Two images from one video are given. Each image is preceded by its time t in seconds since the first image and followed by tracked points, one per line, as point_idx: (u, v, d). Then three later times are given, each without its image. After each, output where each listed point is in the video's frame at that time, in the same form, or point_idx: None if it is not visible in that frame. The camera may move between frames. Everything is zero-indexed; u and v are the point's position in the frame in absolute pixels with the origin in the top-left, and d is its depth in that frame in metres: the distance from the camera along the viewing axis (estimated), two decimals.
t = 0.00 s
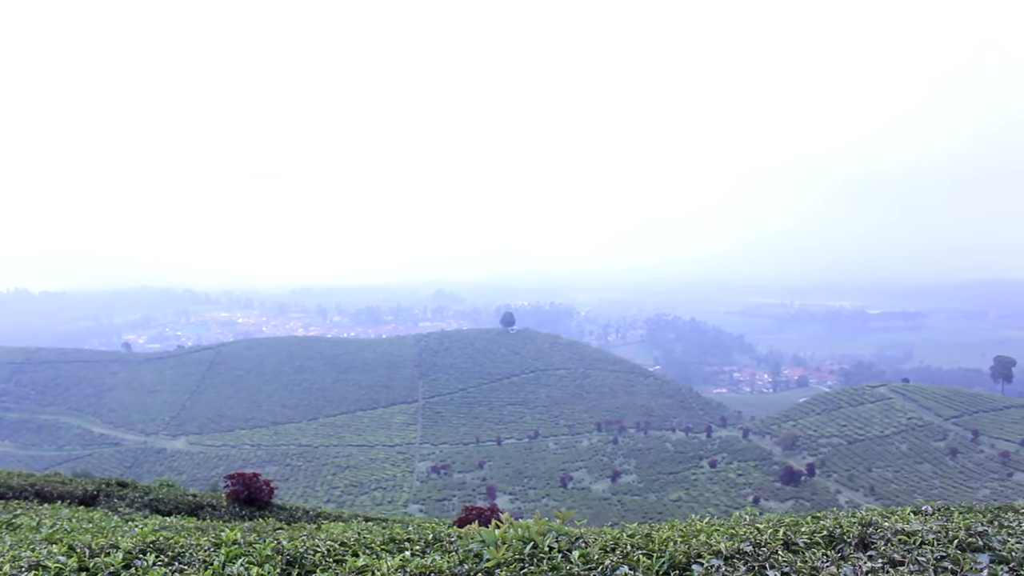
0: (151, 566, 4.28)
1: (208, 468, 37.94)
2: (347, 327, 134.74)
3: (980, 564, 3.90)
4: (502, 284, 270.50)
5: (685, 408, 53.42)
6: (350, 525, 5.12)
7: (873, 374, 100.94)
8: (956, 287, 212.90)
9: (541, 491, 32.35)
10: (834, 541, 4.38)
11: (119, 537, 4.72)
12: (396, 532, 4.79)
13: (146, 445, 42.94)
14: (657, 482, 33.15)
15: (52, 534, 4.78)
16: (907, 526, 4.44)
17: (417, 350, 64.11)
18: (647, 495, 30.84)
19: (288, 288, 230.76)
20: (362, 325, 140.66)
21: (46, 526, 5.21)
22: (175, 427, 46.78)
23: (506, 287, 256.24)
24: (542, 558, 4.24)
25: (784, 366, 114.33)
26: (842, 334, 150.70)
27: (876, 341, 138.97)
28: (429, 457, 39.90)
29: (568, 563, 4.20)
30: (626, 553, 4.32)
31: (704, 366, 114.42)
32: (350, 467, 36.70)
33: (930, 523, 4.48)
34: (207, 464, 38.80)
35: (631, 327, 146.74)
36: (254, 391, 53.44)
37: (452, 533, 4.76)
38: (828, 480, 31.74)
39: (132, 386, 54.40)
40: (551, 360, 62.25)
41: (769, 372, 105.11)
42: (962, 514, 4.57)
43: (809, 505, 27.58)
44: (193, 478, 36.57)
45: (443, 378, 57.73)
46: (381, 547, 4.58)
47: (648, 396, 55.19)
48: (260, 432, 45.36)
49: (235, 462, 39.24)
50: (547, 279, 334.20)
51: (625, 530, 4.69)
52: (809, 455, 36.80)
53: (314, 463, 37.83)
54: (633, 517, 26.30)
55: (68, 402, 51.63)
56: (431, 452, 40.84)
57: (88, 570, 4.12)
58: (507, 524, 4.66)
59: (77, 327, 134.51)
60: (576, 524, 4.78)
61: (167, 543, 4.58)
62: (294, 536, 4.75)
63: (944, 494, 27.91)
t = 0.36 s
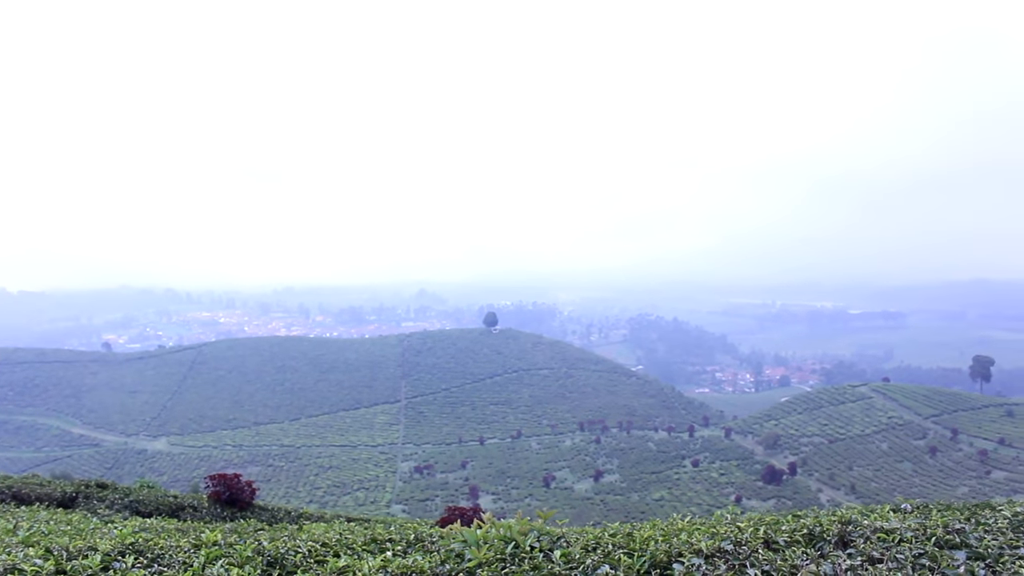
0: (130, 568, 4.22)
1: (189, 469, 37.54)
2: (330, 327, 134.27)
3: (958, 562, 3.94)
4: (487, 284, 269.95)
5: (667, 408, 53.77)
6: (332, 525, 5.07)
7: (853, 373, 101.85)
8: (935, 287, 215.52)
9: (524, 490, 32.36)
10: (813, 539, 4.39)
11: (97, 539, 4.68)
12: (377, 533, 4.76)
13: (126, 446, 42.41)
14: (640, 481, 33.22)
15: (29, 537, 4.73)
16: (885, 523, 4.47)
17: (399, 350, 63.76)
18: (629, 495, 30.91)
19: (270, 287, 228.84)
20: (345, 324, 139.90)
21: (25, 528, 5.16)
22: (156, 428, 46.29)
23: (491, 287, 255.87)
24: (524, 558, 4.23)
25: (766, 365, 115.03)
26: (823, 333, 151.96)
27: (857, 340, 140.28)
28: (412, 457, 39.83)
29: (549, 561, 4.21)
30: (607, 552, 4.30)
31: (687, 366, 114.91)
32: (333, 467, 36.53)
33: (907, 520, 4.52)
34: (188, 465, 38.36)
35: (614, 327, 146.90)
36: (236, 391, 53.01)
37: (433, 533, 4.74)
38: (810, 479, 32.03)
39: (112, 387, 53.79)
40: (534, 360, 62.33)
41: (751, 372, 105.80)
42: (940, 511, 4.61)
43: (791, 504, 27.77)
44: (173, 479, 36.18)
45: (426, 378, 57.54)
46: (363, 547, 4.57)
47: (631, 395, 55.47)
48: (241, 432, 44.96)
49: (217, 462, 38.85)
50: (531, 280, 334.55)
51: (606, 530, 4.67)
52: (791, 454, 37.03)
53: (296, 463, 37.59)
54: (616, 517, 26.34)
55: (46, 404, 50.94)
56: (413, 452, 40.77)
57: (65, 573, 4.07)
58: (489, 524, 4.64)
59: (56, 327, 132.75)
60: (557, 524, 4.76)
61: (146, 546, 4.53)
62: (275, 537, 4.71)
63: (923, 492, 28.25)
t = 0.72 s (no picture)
0: (105, 568, 4.18)
1: (166, 471, 37.05)
2: (309, 326, 133.66)
3: (928, 557, 4.00)
4: (468, 283, 269.52)
5: (646, 406, 54.11)
6: (310, 525, 5.05)
7: (830, 371, 102.92)
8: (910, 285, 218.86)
9: (504, 489, 32.46)
10: (790, 536, 4.40)
11: (72, 540, 4.64)
12: (356, 532, 4.75)
13: (102, 447, 41.79)
14: (619, 480, 33.35)
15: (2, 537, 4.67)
16: (861, 520, 4.51)
17: (377, 349, 63.42)
18: (609, 493, 31.06)
19: (248, 286, 226.78)
20: (324, 324, 139.24)
21: None
22: (133, 429, 45.59)
23: (473, 286, 255.53)
24: (503, 556, 4.22)
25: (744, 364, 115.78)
26: (801, 331, 153.34)
27: (835, 338, 141.63)
28: (392, 456, 39.67)
29: (527, 560, 4.20)
30: (584, 550, 4.30)
31: (666, 364, 115.53)
32: (313, 466, 36.30)
33: (881, 516, 4.57)
34: (166, 466, 37.87)
35: (593, 325, 147.18)
36: (214, 391, 52.45)
37: (411, 531, 4.73)
38: (788, 476, 32.36)
39: (88, 387, 53.01)
40: (513, 359, 62.42)
41: (729, 370, 106.87)
42: (913, 507, 4.66)
43: (769, 501, 28.02)
44: (151, 480, 35.76)
45: (405, 378, 57.25)
46: (340, 547, 4.53)
47: (610, 394, 55.87)
48: (219, 433, 44.52)
49: (195, 463, 38.36)
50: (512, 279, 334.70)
51: (583, 528, 4.67)
52: (770, 452, 37.41)
53: (275, 463, 37.32)
54: (595, 515, 26.41)
55: (20, 405, 50.08)
56: (393, 452, 40.60)
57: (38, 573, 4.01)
58: (466, 522, 4.63)
59: (30, 327, 130.46)
60: (535, 522, 4.77)
61: (121, 547, 4.49)
62: (253, 538, 4.67)
63: (899, 489, 28.69)
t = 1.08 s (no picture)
0: (79, 572, 4.12)
1: (144, 472, 36.18)
2: (287, 326, 132.71)
3: (902, 552, 4.06)
4: (449, 281, 268.56)
5: (624, 405, 54.71)
6: (288, 526, 5.03)
7: (807, 369, 103.82)
8: (884, 284, 222.17)
9: (483, 488, 32.47)
10: (765, 532, 4.43)
11: (46, 544, 4.60)
12: (333, 533, 4.73)
13: (78, 448, 40.68)
14: (599, 478, 33.49)
15: None
16: (836, 516, 4.54)
17: (357, 348, 62.85)
18: (589, 492, 31.12)
19: (226, 286, 224.14)
20: (302, 323, 138.24)
21: None
22: (109, 429, 44.26)
23: (454, 285, 254.66)
24: (480, 555, 4.21)
25: (723, 362, 116.32)
26: (779, 330, 154.71)
27: (812, 336, 142.97)
28: (371, 456, 39.37)
29: (504, 559, 4.19)
30: (562, 548, 4.30)
31: (645, 363, 115.91)
32: (291, 467, 35.89)
33: (857, 513, 4.59)
34: (144, 467, 37.01)
35: (572, 325, 147.30)
36: (192, 391, 51.53)
37: (389, 531, 4.72)
38: (766, 474, 32.61)
39: (63, 389, 51.84)
40: (492, 358, 62.61)
41: (708, 368, 107.67)
42: (888, 502, 4.70)
43: (747, 499, 28.20)
44: (127, 482, 34.88)
45: (385, 377, 56.73)
46: (318, 547, 4.51)
47: (589, 392, 56.49)
48: (197, 433, 43.74)
49: (172, 465, 37.56)
50: (492, 279, 334.39)
51: (561, 527, 4.66)
52: (748, 449, 37.75)
53: (253, 464, 36.87)
54: (574, 513, 26.45)
55: None
56: (373, 451, 40.28)
57: None
58: (445, 521, 4.60)
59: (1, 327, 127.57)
60: (513, 521, 4.77)
61: (96, 550, 4.45)
62: (230, 539, 4.64)
63: (876, 485, 29.03)
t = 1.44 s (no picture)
0: (48, 573, 4.08)
1: (119, 472, 35.10)
2: (264, 325, 131.48)
3: (874, 549, 4.10)
4: (429, 282, 267.41)
5: (602, 404, 55.69)
6: (265, 527, 5.01)
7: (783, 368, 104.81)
8: (857, 285, 225.69)
9: (461, 488, 32.39)
10: (740, 531, 4.45)
11: (15, 546, 4.55)
12: (309, 533, 4.70)
13: (51, 449, 39.19)
14: (577, 478, 33.58)
15: None
16: (809, 515, 4.58)
17: (334, 348, 62.12)
18: (567, 491, 31.14)
19: (202, 285, 220.79)
20: (280, 323, 137.06)
21: None
22: (83, 429, 42.89)
23: (434, 285, 253.64)
24: (455, 555, 4.20)
25: (700, 362, 116.82)
26: (756, 330, 155.93)
27: (789, 336, 144.26)
28: (348, 456, 38.94)
29: (480, 559, 4.18)
30: (537, 549, 4.30)
31: (623, 363, 116.17)
32: (268, 467, 35.39)
33: (831, 512, 4.62)
34: (119, 467, 35.91)
35: (551, 325, 147.33)
36: (168, 391, 50.32)
37: (365, 531, 4.70)
38: (743, 474, 32.79)
39: (35, 389, 50.28)
40: (470, 358, 62.90)
41: (685, 368, 108.06)
42: (860, 501, 4.74)
43: (725, 498, 28.36)
44: (100, 483, 33.56)
45: (362, 377, 56.12)
46: (294, 548, 4.48)
47: (567, 392, 57.36)
48: (172, 433, 42.70)
49: (148, 465, 36.52)
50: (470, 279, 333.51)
51: (537, 526, 4.66)
52: (725, 449, 38.02)
53: (230, 463, 36.19)
54: (551, 513, 26.43)
55: None
56: (350, 451, 39.85)
57: None
58: (420, 520, 4.60)
59: None
60: (490, 520, 4.78)
61: (67, 551, 4.40)
62: (204, 540, 4.60)
63: (852, 484, 29.30)
